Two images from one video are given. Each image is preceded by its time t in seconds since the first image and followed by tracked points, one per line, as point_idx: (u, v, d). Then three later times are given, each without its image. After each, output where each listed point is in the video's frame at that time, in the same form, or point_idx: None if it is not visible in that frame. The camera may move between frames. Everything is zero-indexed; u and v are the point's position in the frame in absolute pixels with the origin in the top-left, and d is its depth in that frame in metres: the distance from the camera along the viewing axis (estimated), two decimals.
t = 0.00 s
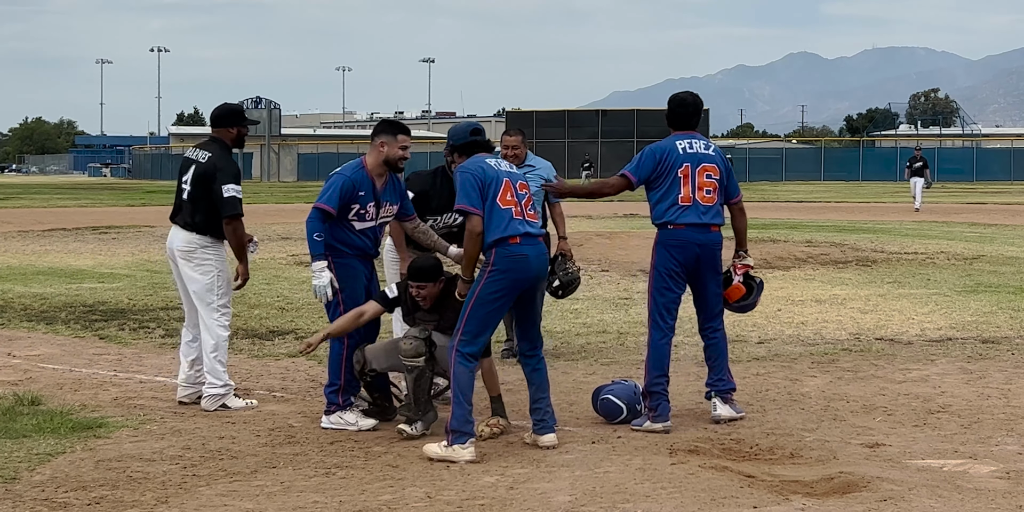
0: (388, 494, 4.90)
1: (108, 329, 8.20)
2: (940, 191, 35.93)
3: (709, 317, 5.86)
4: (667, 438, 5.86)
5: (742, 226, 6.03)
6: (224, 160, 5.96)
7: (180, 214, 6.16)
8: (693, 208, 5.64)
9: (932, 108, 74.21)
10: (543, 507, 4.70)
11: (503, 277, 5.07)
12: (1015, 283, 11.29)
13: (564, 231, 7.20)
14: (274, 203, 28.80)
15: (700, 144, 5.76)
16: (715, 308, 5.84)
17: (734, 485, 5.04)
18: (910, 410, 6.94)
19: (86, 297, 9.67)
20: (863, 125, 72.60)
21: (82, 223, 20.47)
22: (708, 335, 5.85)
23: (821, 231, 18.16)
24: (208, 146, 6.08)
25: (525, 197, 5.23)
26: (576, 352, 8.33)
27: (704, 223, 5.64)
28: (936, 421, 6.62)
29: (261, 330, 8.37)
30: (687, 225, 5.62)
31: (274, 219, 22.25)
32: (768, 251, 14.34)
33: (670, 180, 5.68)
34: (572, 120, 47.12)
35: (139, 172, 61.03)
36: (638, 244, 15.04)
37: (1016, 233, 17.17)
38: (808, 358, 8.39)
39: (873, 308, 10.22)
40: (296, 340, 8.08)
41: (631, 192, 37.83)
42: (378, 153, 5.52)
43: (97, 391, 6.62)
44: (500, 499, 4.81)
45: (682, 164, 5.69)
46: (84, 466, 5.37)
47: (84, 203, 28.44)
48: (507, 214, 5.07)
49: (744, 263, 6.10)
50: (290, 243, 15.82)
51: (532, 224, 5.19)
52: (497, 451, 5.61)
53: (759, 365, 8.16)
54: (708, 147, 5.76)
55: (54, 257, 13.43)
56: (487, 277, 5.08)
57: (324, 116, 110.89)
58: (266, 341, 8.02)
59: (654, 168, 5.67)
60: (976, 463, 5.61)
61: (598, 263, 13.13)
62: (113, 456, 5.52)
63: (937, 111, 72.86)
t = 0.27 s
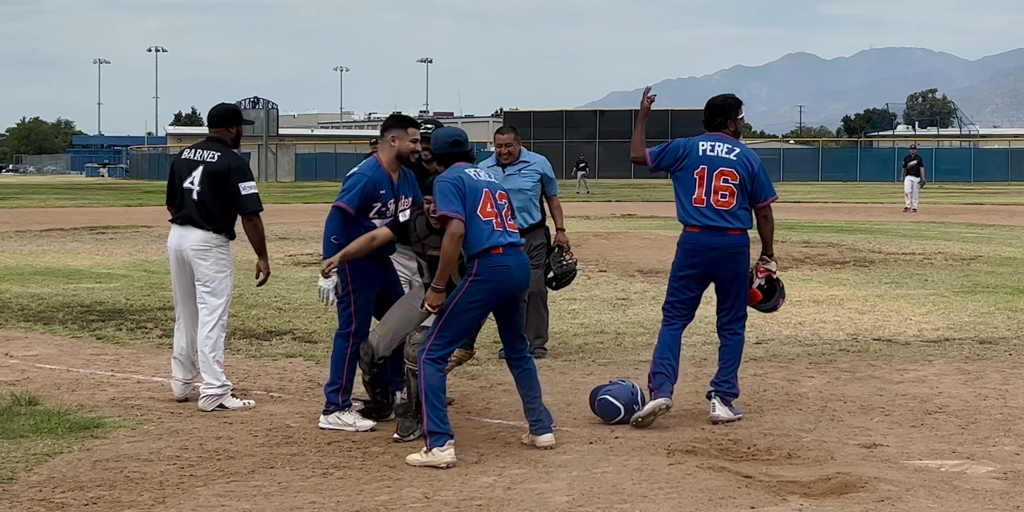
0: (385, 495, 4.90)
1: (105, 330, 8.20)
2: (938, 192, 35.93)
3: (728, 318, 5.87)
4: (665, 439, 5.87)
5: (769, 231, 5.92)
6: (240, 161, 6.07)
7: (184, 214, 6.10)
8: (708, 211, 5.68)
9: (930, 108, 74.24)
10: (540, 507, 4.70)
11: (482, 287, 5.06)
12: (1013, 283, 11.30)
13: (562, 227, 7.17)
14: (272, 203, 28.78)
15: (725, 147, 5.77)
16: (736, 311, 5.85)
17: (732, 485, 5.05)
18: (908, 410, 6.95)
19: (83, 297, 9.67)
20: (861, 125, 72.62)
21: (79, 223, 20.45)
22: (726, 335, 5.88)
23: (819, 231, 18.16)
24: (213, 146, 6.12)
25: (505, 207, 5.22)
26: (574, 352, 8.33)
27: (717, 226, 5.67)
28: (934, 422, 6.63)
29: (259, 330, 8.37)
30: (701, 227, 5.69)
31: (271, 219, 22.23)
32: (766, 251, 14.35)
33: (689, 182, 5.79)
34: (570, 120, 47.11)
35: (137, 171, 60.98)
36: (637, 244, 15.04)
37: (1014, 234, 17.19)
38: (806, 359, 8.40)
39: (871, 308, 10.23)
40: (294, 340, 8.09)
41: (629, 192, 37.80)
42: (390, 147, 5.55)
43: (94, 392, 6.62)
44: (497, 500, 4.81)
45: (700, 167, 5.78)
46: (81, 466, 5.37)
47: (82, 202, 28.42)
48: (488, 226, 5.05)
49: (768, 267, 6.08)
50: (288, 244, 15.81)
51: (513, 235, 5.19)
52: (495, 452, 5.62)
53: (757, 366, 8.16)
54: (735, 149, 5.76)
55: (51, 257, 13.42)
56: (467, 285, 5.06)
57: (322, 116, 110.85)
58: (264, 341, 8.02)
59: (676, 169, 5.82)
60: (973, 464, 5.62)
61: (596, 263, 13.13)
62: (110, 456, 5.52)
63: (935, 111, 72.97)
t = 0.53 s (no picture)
0: (381, 495, 4.91)
1: (100, 330, 8.19)
2: (933, 194, 35.95)
3: (737, 312, 5.96)
4: (660, 440, 5.87)
5: (783, 233, 5.83)
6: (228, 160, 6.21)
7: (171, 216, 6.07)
8: (713, 208, 5.90)
9: (927, 109, 74.32)
10: (536, 508, 4.70)
11: (436, 282, 4.91)
12: (1008, 284, 11.32)
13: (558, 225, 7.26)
14: (267, 203, 28.76)
15: (734, 146, 5.88)
16: (741, 306, 5.94)
17: (727, 486, 5.05)
18: (903, 410, 6.96)
19: (78, 298, 9.65)
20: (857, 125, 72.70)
21: (74, 224, 20.43)
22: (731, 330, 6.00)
23: (815, 232, 18.17)
24: (198, 149, 6.19)
25: (474, 197, 4.85)
26: (569, 353, 8.33)
27: (716, 223, 5.88)
28: (929, 422, 6.63)
29: (255, 330, 8.37)
30: (707, 225, 5.94)
31: (266, 219, 22.22)
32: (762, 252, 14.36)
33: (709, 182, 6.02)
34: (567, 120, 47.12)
35: (133, 171, 60.91)
36: (633, 244, 15.04)
37: (1010, 234, 17.21)
38: (802, 360, 8.40)
39: (867, 309, 10.24)
40: (289, 341, 8.08)
41: (625, 192, 37.79)
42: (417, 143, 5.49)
43: (89, 392, 6.62)
44: (493, 500, 4.81)
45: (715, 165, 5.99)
46: (76, 467, 5.36)
47: (77, 202, 28.39)
48: (439, 224, 4.86)
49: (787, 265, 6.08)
50: (283, 244, 15.80)
51: (474, 227, 4.83)
52: (490, 452, 5.62)
53: (753, 366, 8.16)
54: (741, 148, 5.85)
55: (46, 257, 13.39)
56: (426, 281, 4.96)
57: (319, 116, 110.81)
58: (260, 342, 8.02)
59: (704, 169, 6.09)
60: (969, 464, 5.63)
61: (592, 263, 13.13)
62: (105, 457, 5.51)
63: (931, 111, 73.04)
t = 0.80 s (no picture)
0: (373, 496, 4.90)
1: (92, 331, 8.18)
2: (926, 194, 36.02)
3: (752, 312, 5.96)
4: (654, 441, 5.88)
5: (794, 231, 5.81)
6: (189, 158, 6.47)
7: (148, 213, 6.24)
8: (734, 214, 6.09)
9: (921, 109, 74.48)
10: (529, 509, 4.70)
11: (428, 291, 4.96)
12: (1000, 285, 11.35)
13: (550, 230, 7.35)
14: (260, 204, 28.73)
15: (752, 152, 6.01)
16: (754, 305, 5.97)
17: (720, 487, 5.05)
18: (895, 411, 6.97)
19: (70, 298, 9.63)
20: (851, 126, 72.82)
21: (66, 224, 20.39)
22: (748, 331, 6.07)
23: (808, 233, 18.20)
24: (162, 148, 6.41)
25: (444, 211, 4.75)
26: (562, 353, 8.34)
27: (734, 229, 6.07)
28: (922, 423, 6.65)
29: (247, 331, 8.37)
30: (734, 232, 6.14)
31: (259, 220, 22.20)
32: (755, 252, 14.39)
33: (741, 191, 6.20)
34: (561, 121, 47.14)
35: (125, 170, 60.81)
36: (625, 245, 15.05)
37: (1002, 235, 17.25)
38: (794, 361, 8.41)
39: (859, 310, 10.26)
40: (282, 341, 8.08)
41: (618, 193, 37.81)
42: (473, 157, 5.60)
43: (81, 393, 6.61)
44: (485, 501, 4.81)
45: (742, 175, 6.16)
46: (67, 468, 5.36)
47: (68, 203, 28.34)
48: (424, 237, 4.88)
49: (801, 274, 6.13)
50: (276, 245, 15.79)
51: (443, 242, 4.75)
52: (483, 453, 5.62)
53: (745, 367, 8.17)
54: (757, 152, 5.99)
55: (37, 258, 13.37)
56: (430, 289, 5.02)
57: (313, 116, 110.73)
58: (252, 342, 8.02)
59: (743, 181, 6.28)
60: (961, 465, 5.64)
61: (585, 264, 13.14)
62: (97, 458, 5.50)
63: (925, 112, 73.19)
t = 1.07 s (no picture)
0: (363, 496, 4.90)
1: (81, 331, 8.17)
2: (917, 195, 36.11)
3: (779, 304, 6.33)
4: (644, 441, 5.88)
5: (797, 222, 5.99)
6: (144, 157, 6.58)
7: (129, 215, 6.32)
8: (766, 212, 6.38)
9: (912, 110, 74.67)
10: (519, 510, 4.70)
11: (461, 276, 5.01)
12: (990, 285, 11.37)
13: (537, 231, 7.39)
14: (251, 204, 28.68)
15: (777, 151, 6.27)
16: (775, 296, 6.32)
17: (710, 487, 5.06)
18: (886, 411, 6.98)
19: (59, 298, 9.60)
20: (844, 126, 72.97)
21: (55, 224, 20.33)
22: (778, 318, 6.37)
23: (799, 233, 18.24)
24: (126, 152, 6.50)
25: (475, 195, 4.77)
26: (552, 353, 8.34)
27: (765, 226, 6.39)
28: (912, 424, 6.66)
29: (237, 331, 8.35)
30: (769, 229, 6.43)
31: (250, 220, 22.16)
32: (745, 253, 14.41)
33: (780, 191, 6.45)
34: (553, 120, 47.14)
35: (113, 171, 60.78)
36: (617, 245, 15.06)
37: (992, 236, 17.29)
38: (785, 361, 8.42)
39: (849, 310, 10.28)
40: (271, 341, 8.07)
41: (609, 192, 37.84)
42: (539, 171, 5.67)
43: (70, 393, 6.59)
44: (476, 502, 4.81)
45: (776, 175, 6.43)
46: (56, 468, 5.34)
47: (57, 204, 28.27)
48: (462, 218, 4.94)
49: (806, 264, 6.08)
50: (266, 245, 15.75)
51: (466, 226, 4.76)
52: (473, 454, 5.61)
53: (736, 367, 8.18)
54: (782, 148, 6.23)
55: (26, 258, 13.33)
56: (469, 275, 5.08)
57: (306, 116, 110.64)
58: (242, 342, 8.01)
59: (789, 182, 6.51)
60: (951, 465, 5.65)
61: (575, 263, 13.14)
62: (87, 458, 5.49)
63: (916, 112, 73.40)
